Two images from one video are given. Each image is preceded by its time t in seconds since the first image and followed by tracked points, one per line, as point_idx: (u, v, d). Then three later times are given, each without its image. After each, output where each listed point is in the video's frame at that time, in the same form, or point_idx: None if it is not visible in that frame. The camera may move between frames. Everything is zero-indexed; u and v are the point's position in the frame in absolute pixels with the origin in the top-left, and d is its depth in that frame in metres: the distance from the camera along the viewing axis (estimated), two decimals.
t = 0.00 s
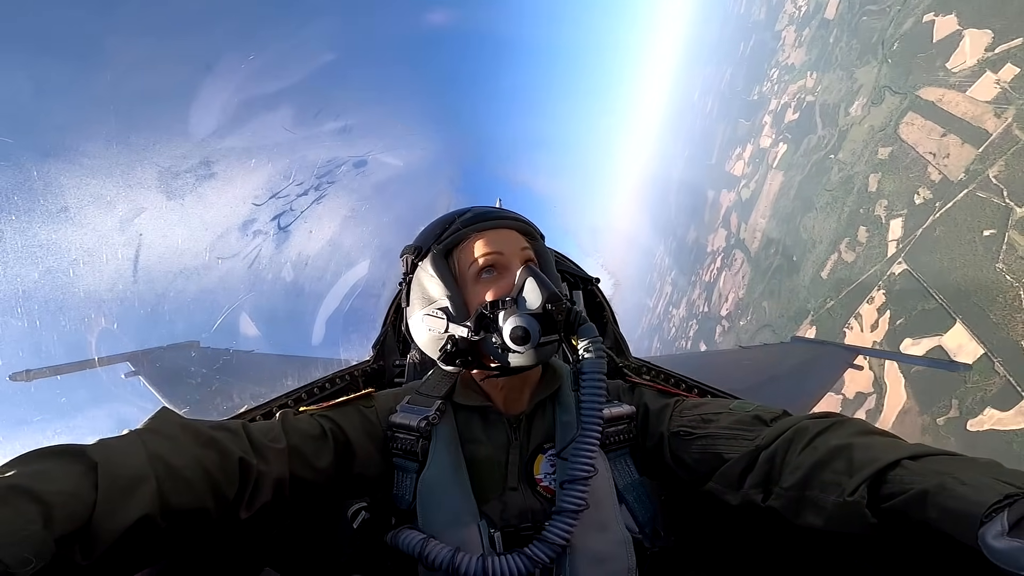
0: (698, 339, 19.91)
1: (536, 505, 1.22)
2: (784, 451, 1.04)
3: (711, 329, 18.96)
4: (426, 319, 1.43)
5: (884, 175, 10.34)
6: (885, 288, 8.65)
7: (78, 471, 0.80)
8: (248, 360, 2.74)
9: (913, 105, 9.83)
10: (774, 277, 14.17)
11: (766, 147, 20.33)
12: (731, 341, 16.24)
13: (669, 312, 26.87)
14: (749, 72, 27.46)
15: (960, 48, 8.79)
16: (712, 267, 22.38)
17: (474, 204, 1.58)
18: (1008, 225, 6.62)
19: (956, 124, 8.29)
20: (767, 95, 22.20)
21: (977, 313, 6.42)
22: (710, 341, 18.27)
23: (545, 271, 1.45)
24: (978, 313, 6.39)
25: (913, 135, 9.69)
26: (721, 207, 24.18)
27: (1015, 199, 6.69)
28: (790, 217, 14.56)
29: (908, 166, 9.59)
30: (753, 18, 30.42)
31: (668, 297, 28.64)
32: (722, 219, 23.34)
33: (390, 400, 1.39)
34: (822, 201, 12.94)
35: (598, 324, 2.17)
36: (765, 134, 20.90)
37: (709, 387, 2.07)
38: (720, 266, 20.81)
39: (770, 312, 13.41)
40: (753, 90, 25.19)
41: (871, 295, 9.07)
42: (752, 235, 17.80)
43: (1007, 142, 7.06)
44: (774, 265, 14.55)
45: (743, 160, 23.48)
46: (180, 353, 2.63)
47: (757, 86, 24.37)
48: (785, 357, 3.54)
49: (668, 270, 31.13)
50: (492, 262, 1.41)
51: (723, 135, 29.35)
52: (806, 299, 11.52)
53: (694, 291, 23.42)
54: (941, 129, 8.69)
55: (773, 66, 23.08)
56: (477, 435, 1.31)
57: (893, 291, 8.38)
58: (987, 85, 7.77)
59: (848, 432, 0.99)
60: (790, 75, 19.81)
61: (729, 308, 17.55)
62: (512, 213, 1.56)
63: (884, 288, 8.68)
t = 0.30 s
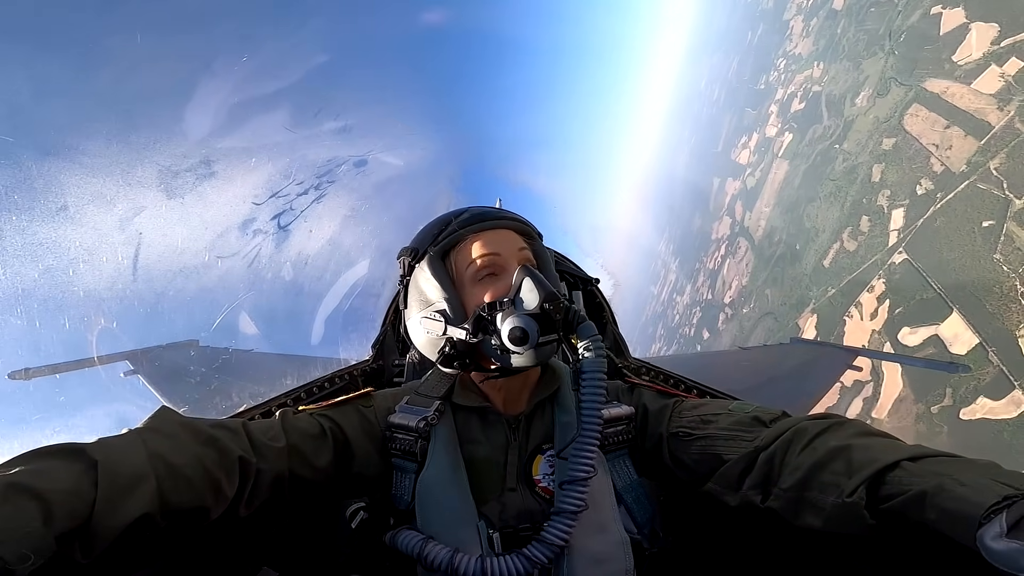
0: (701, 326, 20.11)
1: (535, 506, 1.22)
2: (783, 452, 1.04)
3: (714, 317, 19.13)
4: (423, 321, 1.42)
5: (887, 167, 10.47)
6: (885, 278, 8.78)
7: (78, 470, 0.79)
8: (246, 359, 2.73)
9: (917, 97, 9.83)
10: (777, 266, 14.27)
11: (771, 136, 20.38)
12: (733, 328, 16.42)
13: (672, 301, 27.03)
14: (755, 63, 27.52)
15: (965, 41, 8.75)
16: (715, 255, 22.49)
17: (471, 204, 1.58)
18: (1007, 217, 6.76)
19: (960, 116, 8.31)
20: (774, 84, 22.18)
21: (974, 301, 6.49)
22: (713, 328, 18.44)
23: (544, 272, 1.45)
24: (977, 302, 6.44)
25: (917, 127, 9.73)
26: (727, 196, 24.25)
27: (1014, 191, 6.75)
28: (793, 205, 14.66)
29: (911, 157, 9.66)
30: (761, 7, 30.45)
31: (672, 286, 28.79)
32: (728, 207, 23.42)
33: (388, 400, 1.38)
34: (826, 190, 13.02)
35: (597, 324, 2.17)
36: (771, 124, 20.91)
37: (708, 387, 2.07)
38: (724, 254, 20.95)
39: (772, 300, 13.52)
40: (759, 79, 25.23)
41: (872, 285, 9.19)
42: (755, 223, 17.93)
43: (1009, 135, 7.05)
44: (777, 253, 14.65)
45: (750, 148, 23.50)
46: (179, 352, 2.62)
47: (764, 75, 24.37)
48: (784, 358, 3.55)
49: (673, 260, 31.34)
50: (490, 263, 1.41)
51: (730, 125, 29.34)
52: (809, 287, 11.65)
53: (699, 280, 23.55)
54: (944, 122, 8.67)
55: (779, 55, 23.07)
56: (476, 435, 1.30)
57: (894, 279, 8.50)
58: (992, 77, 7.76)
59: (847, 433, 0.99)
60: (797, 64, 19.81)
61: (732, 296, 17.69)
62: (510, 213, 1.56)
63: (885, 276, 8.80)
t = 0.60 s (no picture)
0: (705, 315, 20.13)
1: (536, 507, 1.22)
2: (784, 451, 1.04)
3: (717, 307, 19.14)
4: (425, 324, 1.42)
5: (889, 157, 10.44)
6: (886, 267, 8.80)
7: (80, 473, 0.79)
8: (247, 361, 2.73)
9: (922, 90, 9.80)
10: (780, 255, 14.28)
11: (776, 127, 20.30)
12: (736, 317, 16.44)
13: (675, 290, 27.01)
14: (760, 52, 27.30)
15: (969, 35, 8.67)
16: (719, 245, 22.46)
17: (471, 205, 1.57)
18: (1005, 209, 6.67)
19: (963, 108, 8.27)
20: (780, 74, 22.06)
21: (971, 292, 6.56)
22: (716, 316, 18.47)
23: (545, 274, 1.45)
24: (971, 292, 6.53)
25: (921, 119, 9.70)
26: (732, 186, 24.18)
27: (1013, 184, 6.68)
28: (797, 196, 14.64)
29: (915, 148, 9.65)
30: None
31: (675, 276, 28.79)
32: (733, 197, 23.35)
33: (389, 402, 1.38)
34: (831, 180, 12.99)
35: (597, 323, 2.17)
36: (777, 114, 20.76)
37: (709, 387, 2.07)
38: (728, 243, 20.93)
39: (775, 289, 13.55)
40: (765, 69, 25.05)
41: (873, 274, 9.23)
42: (759, 213, 17.92)
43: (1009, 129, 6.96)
44: (781, 242, 14.62)
45: (756, 138, 23.39)
46: (179, 354, 2.62)
47: (770, 64, 24.19)
48: (784, 356, 3.55)
49: (676, 251, 31.33)
50: (492, 265, 1.40)
51: (735, 114, 29.16)
52: (812, 275, 11.67)
53: (704, 271, 23.52)
54: (947, 114, 8.70)
55: (784, 46, 22.93)
56: (477, 437, 1.31)
57: (894, 269, 8.52)
58: (996, 71, 7.61)
59: (848, 432, 0.99)
60: (803, 55, 19.67)
61: (735, 286, 17.72)
62: (510, 214, 1.56)
63: (886, 266, 8.85)
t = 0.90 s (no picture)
0: (706, 306, 20.13)
1: (538, 507, 1.22)
2: (786, 449, 1.04)
3: (719, 297, 19.10)
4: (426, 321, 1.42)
5: (892, 149, 10.37)
6: (887, 260, 8.71)
7: (82, 476, 0.79)
8: (248, 362, 2.73)
9: (926, 83, 9.71)
10: (783, 245, 14.24)
11: (780, 119, 20.20)
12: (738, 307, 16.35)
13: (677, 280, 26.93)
14: (765, 44, 27.06)
15: (974, 30, 8.69)
16: (722, 236, 22.38)
17: (472, 205, 1.57)
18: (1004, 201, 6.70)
19: (965, 103, 8.17)
20: (785, 66, 21.92)
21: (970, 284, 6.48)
22: (717, 306, 18.43)
23: (547, 273, 1.44)
24: (971, 281, 6.55)
25: (925, 112, 9.68)
26: (736, 177, 24.04)
27: (1013, 178, 6.71)
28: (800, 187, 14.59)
29: (919, 141, 9.60)
30: None
31: (678, 267, 28.68)
32: (737, 187, 23.21)
33: (390, 403, 1.38)
34: (834, 172, 12.92)
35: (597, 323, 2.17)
36: (781, 106, 20.61)
37: (710, 386, 2.07)
38: (731, 234, 20.89)
39: (777, 279, 13.51)
40: (771, 61, 24.81)
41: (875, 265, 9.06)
42: (763, 204, 17.87)
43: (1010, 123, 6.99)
44: (784, 233, 14.59)
45: (762, 129, 23.22)
46: (180, 356, 2.62)
47: (776, 55, 23.96)
48: (786, 354, 3.54)
49: (678, 244, 31.29)
50: (494, 264, 1.40)
51: (741, 105, 28.92)
52: (813, 266, 11.64)
53: (706, 262, 23.48)
54: (949, 107, 8.65)
55: (789, 38, 22.77)
56: (478, 438, 1.31)
57: (894, 261, 8.41)
58: (999, 66, 7.68)
59: (849, 429, 0.99)
60: (808, 46, 19.51)
61: (736, 276, 17.68)
62: (511, 213, 1.56)
63: (885, 259, 8.74)
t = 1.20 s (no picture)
0: (709, 296, 20.14)
1: (538, 508, 1.22)
2: (786, 450, 1.04)
3: (722, 287, 19.11)
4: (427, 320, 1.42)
5: (896, 143, 10.35)
6: (887, 251, 8.74)
7: (83, 475, 0.79)
8: (248, 362, 2.73)
9: (929, 77, 9.62)
10: (785, 236, 14.23)
11: (785, 110, 20.09)
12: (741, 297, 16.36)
13: (681, 271, 26.87)
14: (771, 36, 26.86)
15: (979, 24, 8.62)
16: (726, 227, 22.37)
17: (475, 204, 1.57)
18: (1002, 195, 6.72)
19: (968, 97, 8.20)
20: (791, 58, 21.76)
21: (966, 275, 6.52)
22: (720, 297, 18.41)
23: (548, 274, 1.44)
24: (971, 275, 6.41)
25: (928, 106, 9.64)
26: (741, 169, 23.92)
27: (1012, 172, 6.63)
28: (804, 180, 14.54)
29: (922, 135, 9.57)
30: None
31: (682, 258, 28.63)
32: (742, 178, 23.10)
33: (391, 403, 1.38)
34: (839, 164, 12.87)
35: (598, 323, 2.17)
36: (787, 97, 20.45)
37: (710, 386, 2.07)
38: (735, 225, 20.87)
39: (780, 270, 13.48)
40: (777, 52, 24.61)
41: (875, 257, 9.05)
42: (767, 194, 17.84)
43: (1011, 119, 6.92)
44: (787, 224, 14.57)
45: (767, 120, 23.07)
46: (181, 356, 2.62)
47: (782, 47, 23.77)
48: (786, 354, 3.54)
49: (681, 237, 31.27)
50: (496, 264, 1.41)
51: (746, 97, 28.72)
52: (815, 257, 11.60)
53: (709, 253, 23.45)
54: (952, 101, 8.65)
55: (795, 30, 22.61)
56: (479, 438, 1.31)
57: (894, 253, 8.48)
58: (1001, 61, 7.53)
59: (849, 430, 0.99)
60: (814, 38, 19.34)
61: (740, 267, 17.64)
62: (514, 213, 1.56)
63: (885, 252, 8.79)
